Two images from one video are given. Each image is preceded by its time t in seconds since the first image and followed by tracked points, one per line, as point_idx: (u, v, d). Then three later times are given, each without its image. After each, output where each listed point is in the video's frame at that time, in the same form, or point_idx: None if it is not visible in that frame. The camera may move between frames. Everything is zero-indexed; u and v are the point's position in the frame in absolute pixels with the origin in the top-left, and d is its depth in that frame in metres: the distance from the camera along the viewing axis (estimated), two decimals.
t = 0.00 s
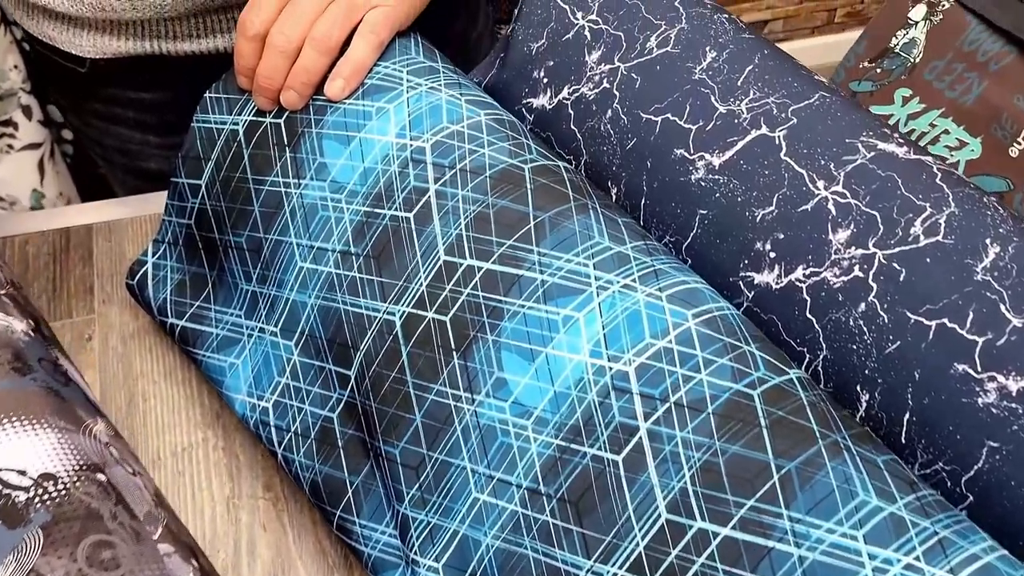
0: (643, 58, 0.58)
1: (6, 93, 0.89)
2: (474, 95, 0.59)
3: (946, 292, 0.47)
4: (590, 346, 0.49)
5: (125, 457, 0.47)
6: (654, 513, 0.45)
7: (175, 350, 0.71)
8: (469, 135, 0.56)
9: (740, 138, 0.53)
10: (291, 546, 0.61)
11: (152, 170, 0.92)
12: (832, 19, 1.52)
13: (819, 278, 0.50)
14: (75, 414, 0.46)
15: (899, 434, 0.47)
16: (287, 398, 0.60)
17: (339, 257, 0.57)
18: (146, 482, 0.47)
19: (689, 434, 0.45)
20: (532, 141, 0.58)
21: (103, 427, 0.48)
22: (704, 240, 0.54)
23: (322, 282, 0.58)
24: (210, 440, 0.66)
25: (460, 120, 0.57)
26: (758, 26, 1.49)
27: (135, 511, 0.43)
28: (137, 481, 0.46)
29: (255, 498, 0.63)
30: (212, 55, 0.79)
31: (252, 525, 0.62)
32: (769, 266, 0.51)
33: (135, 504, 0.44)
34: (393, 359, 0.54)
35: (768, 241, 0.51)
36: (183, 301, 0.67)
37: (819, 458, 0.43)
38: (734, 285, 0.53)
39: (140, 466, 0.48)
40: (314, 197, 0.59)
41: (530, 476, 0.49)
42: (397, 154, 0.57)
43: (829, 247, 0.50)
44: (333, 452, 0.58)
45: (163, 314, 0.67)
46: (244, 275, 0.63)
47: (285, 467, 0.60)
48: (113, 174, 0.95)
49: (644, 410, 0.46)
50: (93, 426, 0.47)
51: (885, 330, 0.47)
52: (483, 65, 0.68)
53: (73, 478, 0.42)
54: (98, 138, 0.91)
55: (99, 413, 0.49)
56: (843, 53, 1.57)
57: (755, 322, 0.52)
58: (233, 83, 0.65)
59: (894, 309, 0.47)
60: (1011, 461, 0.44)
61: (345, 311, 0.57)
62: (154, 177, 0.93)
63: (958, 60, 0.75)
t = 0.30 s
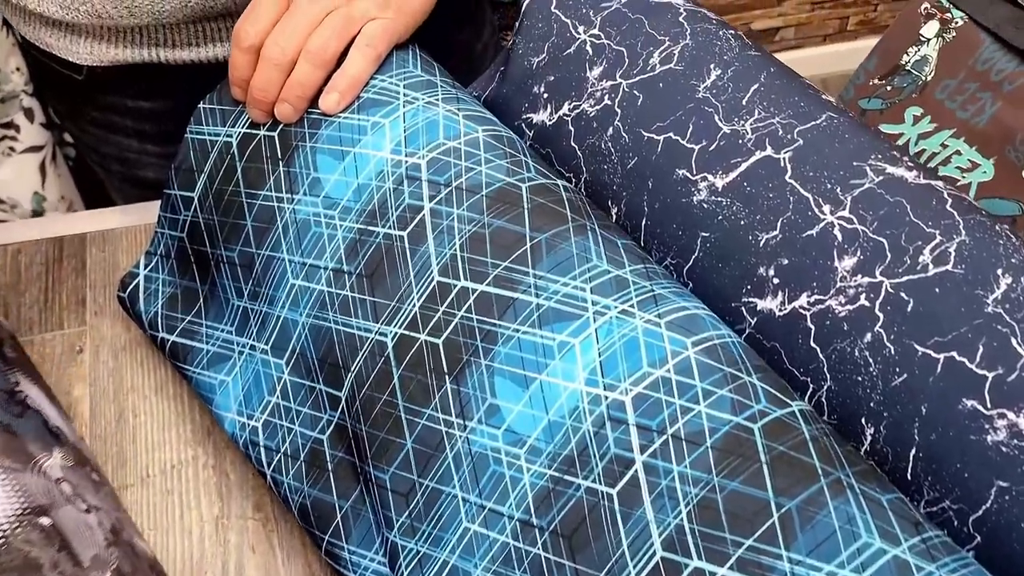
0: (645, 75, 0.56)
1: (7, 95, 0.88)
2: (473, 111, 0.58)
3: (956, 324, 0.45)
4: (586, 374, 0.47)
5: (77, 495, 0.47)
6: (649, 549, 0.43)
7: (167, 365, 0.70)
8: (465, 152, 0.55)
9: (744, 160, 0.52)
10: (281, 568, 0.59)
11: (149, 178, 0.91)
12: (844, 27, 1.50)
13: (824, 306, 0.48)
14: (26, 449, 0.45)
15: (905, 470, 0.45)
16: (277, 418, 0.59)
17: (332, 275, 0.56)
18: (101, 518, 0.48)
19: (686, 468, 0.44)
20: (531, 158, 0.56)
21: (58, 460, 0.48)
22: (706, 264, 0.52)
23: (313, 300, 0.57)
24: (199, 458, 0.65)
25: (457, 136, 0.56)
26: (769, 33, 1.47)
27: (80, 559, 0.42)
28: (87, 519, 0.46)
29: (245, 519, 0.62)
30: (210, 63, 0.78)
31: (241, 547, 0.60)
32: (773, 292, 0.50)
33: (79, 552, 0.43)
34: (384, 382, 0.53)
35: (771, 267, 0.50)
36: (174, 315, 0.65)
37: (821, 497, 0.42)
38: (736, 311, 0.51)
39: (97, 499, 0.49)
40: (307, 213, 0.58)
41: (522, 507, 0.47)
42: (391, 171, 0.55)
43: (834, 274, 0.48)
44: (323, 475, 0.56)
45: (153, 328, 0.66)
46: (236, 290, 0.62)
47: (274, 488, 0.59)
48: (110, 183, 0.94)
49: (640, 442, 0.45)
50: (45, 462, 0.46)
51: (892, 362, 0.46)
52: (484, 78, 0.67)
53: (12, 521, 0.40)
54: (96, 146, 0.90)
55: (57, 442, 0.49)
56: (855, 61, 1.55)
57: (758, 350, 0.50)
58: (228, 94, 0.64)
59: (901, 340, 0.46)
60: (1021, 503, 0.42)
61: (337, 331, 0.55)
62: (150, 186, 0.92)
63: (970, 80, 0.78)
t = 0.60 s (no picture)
0: (664, 98, 0.56)
1: (25, 96, 0.88)
2: (488, 130, 0.57)
3: (976, 363, 0.44)
4: (597, 405, 0.46)
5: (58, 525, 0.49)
6: None
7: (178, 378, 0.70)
8: (479, 173, 0.54)
9: (763, 187, 0.51)
10: None
11: (167, 189, 0.91)
12: (868, 39, 1.48)
13: (842, 339, 0.47)
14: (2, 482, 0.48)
15: (922, 510, 0.44)
16: (284, 437, 0.58)
17: (342, 294, 0.56)
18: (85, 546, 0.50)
19: (697, 505, 0.43)
20: (546, 179, 0.55)
21: (39, 490, 0.50)
22: (722, 292, 0.51)
23: (323, 319, 0.56)
24: (206, 473, 0.64)
25: (471, 156, 0.55)
26: (792, 44, 1.46)
27: None
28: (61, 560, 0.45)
29: (251, 536, 0.61)
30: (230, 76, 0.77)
31: (246, 566, 0.59)
32: (789, 323, 0.49)
33: None
34: (392, 405, 0.52)
35: (788, 297, 0.49)
36: (184, 329, 0.65)
37: (835, 539, 0.41)
38: (752, 341, 0.50)
39: (79, 528, 0.50)
40: (319, 230, 0.57)
41: (530, 538, 0.46)
42: (404, 191, 0.55)
43: (853, 307, 0.47)
44: (328, 496, 0.56)
45: (162, 341, 0.65)
46: (246, 306, 0.61)
47: (280, 508, 0.58)
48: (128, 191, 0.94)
49: (651, 476, 0.44)
50: (22, 494, 0.48)
51: (911, 400, 0.45)
52: (500, 95, 0.66)
53: None
54: (116, 156, 0.90)
55: (40, 469, 0.51)
56: (878, 74, 1.53)
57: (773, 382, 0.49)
58: (242, 108, 0.63)
59: (921, 378, 0.44)
60: None
61: (346, 352, 0.55)
62: (168, 196, 0.92)
63: (996, 106, 0.66)
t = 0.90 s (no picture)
0: (687, 115, 0.54)
1: (50, 92, 0.87)
2: (506, 144, 0.56)
3: (1003, 402, 0.42)
4: (608, 432, 0.45)
5: (66, 536, 0.46)
6: None
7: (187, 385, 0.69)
8: (496, 188, 0.53)
9: (786, 211, 0.49)
10: None
11: (182, 194, 0.91)
12: (902, 51, 1.45)
13: (865, 371, 0.45)
14: (13, 488, 0.44)
15: (944, 552, 0.42)
16: (292, 451, 0.58)
17: (353, 308, 0.55)
18: (92, 559, 0.48)
19: (709, 541, 0.41)
20: (564, 196, 0.54)
21: (47, 499, 0.47)
22: (742, 316, 0.50)
23: (333, 332, 0.56)
24: (213, 482, 0.63)
25: (488, 171, 0.54)
26: (824, 54, 1.44)
27: None
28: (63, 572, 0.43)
29: (256, 548, 0.60)
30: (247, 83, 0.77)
31: None
32: (811, 351, 0.47)
33: None
34: (401, 423, 0.51)
35: (810, 325, 0.47)
36: (195, 336, 0.64)
37: None
38: (771, 368, 0.49)
39: (86, 538, 0.49)
40: (332, 241, 0.56)
41: (536, 567, 0.45)
42: (418, 205, 0.54)
43: (876, 338, 0.45)
44: (334, 513, 0.55)
45: (173, 348, 0.65)
46: (257, 316, 0.61)
47: (286, 522, 0.57)
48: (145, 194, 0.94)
49: (662, 508, 0.43)
50: (33, 502, 0.45)
51: (934, 437, 0.43)
52: (520, 107, 0.65)
53: None
54: (133, 160, 0.90)
55: (49, 477, 0.49)
56: (912, 87, 1.50)
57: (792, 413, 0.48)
58: (258, 114, 0.63)
59: (945, 415, 0.43)
60: None
61: (355, 367, 0.54)
62: (184, 201, 0.92)
63: None
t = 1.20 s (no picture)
0: (710, 126, 0.53)
1: (81, 83, 0.88)
2: (524, 150, 0.55)
3: None
4: (615, 449, 0.44)
5: (66, 534, 0.45)
6: None
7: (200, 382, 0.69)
8: (511, 194, 0.52)
9: (807, 228, 0.48)
10: None
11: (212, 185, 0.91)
12: (942, 63, 1.42)
13: (882, 396, 0.44)
14: (15, 483, 0.44)
15: None
16: (298, 453, 0.57)
17: (364, 311, 0.54)
18: (92, 557, 0.47)
19: (714, 565, 0.40)
20: (581, 204, 0.53)
21: (49, 495, 0.46)
22: (758, 334, 0.48)
23: (343, 335, 0.55)
24: (221, 481, 0.63)
25: (504, 176, 0.53)
26: (861, 64, 1.41)
27: None
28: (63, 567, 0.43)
29: (261, 550, 0.60)
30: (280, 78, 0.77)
31: None
32: (828, 373, 0.46)
33: None
34: (407, 430, 0.50)
35: (828, 345, 0.46)
36: (207, 334, 0.64)
37: None
38: (787, 388, 0.47)
39: (87, 536, 0.48)
40: (344, 244, 0.56)
41: None
42: (432, 210, 0.53)
43: (895, 361, 0.44)
44: (337, 519, 0.54)
45: (185, 345, 0.65)
46: (269, 316, 0.60)
47: (290, 525, 0.57)
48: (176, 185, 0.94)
49: (667, 530, 0.41)
50: (34, 498, 0.45)
51: (952, 467, 0.41)
52: (541, 113, 0.64)
53: None
54: (167, 150, 0.91)
55: (54, 473, 0.49)
56: (950, 100, 1.47)
57: (807, 435, 0.46)
58: (277, 113, 0.62)
59: (963, 444, 0.41)
60: None
61: (364, 371, 0.53)
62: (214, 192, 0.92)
63: None
